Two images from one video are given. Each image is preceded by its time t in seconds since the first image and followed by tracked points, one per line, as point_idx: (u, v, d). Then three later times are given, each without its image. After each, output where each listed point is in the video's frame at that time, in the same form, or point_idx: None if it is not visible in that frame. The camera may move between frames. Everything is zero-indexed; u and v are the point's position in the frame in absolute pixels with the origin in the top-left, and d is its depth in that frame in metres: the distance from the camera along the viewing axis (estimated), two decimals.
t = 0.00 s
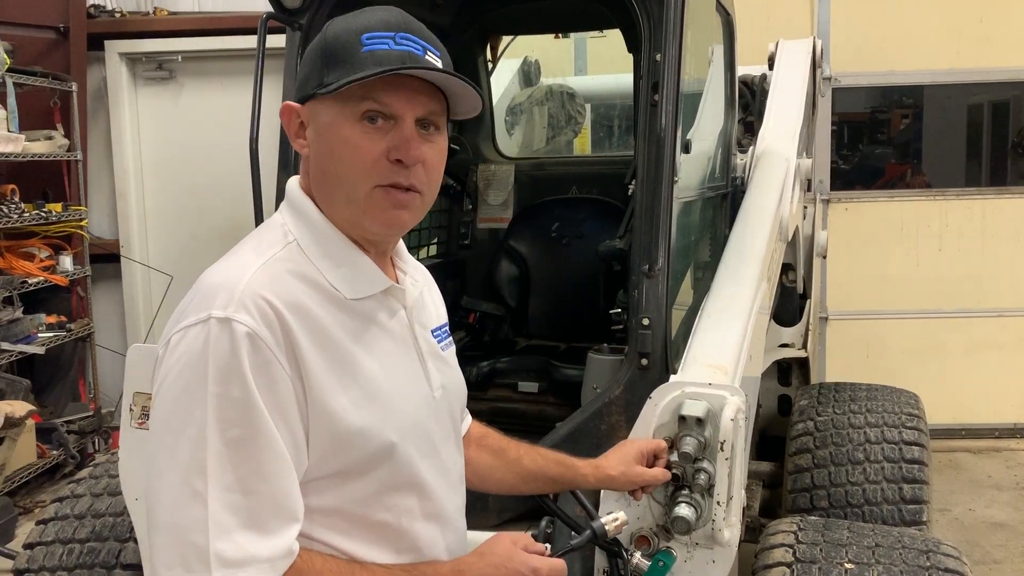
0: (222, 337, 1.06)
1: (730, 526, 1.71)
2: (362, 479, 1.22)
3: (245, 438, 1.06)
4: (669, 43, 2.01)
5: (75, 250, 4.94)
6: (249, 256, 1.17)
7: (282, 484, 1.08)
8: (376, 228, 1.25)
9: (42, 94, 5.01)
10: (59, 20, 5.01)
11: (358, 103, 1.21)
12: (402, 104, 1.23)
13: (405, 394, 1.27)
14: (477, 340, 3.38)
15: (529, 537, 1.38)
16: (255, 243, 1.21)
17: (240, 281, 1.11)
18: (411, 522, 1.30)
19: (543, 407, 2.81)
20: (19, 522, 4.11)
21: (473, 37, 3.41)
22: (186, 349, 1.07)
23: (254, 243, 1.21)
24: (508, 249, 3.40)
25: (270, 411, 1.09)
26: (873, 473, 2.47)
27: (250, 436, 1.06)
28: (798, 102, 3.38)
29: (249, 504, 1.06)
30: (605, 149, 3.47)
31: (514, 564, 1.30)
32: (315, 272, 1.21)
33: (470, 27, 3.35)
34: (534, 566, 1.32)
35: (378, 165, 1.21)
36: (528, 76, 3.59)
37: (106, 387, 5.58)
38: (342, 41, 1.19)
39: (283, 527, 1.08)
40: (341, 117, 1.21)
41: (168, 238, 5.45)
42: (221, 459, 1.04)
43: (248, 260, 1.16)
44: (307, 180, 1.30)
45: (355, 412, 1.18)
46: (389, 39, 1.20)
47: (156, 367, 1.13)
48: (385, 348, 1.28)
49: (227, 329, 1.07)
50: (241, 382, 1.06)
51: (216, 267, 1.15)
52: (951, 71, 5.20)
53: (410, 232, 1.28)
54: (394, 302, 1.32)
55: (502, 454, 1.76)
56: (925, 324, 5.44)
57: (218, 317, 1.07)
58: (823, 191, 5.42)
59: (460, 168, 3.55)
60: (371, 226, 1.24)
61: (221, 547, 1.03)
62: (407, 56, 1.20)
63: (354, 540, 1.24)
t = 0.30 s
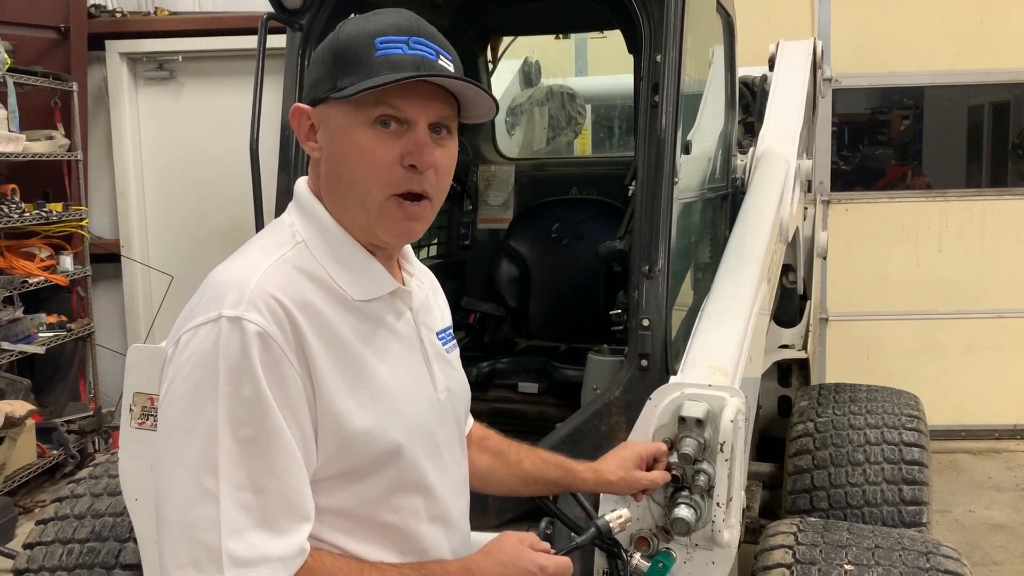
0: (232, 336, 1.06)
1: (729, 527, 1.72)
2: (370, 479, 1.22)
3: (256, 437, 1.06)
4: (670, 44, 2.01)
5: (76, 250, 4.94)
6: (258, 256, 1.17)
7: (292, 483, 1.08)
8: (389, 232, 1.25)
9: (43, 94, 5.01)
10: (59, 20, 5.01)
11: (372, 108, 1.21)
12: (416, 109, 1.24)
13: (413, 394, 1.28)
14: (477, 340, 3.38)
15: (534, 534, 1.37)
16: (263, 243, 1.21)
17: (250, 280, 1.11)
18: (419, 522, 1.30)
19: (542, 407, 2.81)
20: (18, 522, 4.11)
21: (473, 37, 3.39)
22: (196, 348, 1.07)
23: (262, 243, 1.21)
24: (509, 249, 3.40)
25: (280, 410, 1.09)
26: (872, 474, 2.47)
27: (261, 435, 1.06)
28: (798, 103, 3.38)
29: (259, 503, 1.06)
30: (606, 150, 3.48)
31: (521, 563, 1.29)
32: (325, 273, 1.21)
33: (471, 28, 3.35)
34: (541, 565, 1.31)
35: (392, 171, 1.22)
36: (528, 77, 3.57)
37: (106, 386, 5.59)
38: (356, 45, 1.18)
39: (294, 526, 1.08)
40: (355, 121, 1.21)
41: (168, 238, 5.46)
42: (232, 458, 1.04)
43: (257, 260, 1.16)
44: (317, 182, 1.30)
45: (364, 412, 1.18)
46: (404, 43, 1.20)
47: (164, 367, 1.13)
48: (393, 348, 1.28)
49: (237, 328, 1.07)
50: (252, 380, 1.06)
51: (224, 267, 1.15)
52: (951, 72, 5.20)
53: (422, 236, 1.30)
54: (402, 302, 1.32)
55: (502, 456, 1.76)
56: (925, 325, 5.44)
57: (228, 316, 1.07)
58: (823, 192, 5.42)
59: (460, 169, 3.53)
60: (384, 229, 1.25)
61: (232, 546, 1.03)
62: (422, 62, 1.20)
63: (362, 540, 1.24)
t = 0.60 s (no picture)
0: (233, 331, 1.06)
1: (731, 528, 1.72)
2: (373, 477, 1.21)
3: (258, 432, 1.06)
4: (671, 44, 2.00)
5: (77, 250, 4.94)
6: (260, 253, 1.17)
7: (294, 480, 1.08)
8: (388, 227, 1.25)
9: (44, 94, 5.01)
10: (61, 20, 5.01)
11: (370, 101, 1.20)
12: (414, 102, 1.23)
13: (417, 392, 1.27)
14: (478, 341, 3.38)
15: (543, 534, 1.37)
16: (266, 239, 1.21)
17: (252, 276, 1.11)
18: (424, 522, 1.30)
19: (544, 408, 2.82)
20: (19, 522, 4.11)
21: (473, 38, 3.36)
22: (197, 344, 1.07)
23: (264, 240, 1.21)
24: (510, 250, 3.41)
25: (282, 406, 1.09)
26: (874, 475, 2.47)
27: (262, 431, 1.06)
28: (799, 103, 3.38)
29: (261, 501, 1.06)
30: (607, 151, 3.48)
31: (529, 561, 1.29)
32: (326, 270, 1.21)
33: (472, 28, 3.34)
34: (551, 564, 1.31)
35: (390, 164, 1.21)
36: (529, 78, 3.55)
37: (107, 386, 5.59)
38: (354, 39, 1.18)
39: (296, 523, 1.08)
40: (353, 114, 1.20)
41: (169, 238, 5.46)
42: (233, 454, 1.04)
43: (259, 256, 1.16)
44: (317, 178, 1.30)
45: (367, 408, 1.17)
46: (401, 36, 1.20)
47: (167, 364, 1.13)
48: (397, 345, 1.28)
49: (238, 323, 1.07)
50: (253, 375, 1.06)
51: (226, 263, 1.15)
52: (953, 72, 5.19)
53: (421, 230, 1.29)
54: (405, 300, 1.32)
55: (504, 456, 1.76)
56: (926, 326, 5.43)
57: (229, 311, 1.07)
58: (824, 193, 5.42)
59: (461, 168, 3.52)
60: (383, 224, 1.24)
61: (234, 544, 1.02)
62: (419, 55, 1.20)
63: (365, 539, 1.23)
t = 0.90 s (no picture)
0: (231, 326, 1.06)
1: (734, 530, 1.72)
2: (374, 476, 1.21)
3: (257, 427, 1.06)
4: (674, 45, 2.00)
5: (79, 251, 4.94)
6: (260, 250, 1.17)
7: (295, 475, 1.07)
8: (395, 217, 1.24)
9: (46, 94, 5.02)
10: (62, 21, 5.02)
11: (393, 89, 1.22)
12: (436, 96, 1.25)
13: (417, 389, 1.27)
14: (480, 342, 3.38)
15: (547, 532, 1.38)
16: (266, 237, 1.21)
17: (250, 271, 1.12)
18: (426, 522, 1.29)
19: (545, 409, 2.84)
20: (20, 523, 4.11)
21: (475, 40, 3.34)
22: (195, 340, 1.07)
23: (264, 238, 1.22)
24: (512, 250, 3.41)
25: (281, 401, 1.09)
26: (876, 477, 2.46)
27: (261, 425, 1.06)
28: (801, 105, 3.38)
29: (262, 496, 1.06)
30: (609, 152, 3.46)
31: (534, 559, 1.30)
32: (329, 266, 1.21)
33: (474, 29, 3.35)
34: (555, 562, 1.32)
35: (406, 151, 1.22)
36: (531, 79, 3.55)
37: (108, 387, 5.59)
38: (385, 31, 1.21)
39: (297, 519, 1.07)
40: (375, 101, 1.22)
41: (171, 239, 5.46)
42: (232, 450, 1.04)
43: (258, 253, 1.16)
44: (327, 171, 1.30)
45: (366, 404, 1.17)
46: (431, 34, 1.23)
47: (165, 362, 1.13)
48: (397, 343, 1.27)
49: (235, 317, 1.07)
50: (251, 370, 1.06)
51: (226, 260, 1.16)
52: (954, 73, 5.19)
53: (428, 224, 1.28)
54: (409, 300, 1.32)
55: (506, 459, 1.76)
56: (927, 327, 5.43)
57: (226, 307, 1.08)
58: (825, 193, 5.42)
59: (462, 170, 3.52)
60: (391, 213, 1.24)
61: (235, 540, 1.02)
62: (447, 50, 1.22)
63: (366, 539, 1.23)
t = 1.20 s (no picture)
0: (238, 318, 1.06)
1: (735, 531, 1.72)
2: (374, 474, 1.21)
3: (259, 422, 1.06)
4: (675, 47, 2.00)
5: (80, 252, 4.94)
6: (267, 245, 1.17)
7: (294, 471, 1.07)
8: (409, 227, 1.25)
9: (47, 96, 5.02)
10: (64, 22, 5.02)
11: (412, 100, 1.21)
12: (455, 108, 1.25)
13: (418, 391, 1.27)
14: (481, 343, 3.38)
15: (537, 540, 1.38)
16: (273, 234, 1.21)
17: (258, 265, 1.12)
18: (418, 525, 1.29)
19: (546, 410, 2.84)
20: (21, 524, 4.11)
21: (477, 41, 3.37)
22: (201, 330, 1.07)
23: (272, 234, 1.22)
24: (512, 251, 3.40)
25: (284, 397, 1.09)
26: (877, 478, 2.46)
27: (263, 420, 1.06)
28: (802, 105, 3.38)
29: (259, 489, 1.06)
30: (610, 152, 3.46)
31: (525, 566, 1.30)
32: (337, 266, 1.21)
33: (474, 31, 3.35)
34: (543, 569, 1.32)
35: (424, 162, 1.22)
36: (532, 79, 3.55)
37: (109, 388, 5.59)
38: (405, 39, 1.20)
39: (294, 516, 1.08)
40: (394, 111, 1.21)
41: (172, 240, 5.46)
42: (233, 442, 1.04)
43: (266, 248, 1.16)
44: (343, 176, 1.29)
45: (368, 402, 1.17)
46: (450, 46, 1.22)
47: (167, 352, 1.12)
48: (400, 343, 1.28)
49: (243, 310, 1.07)
50: (257, 364, 1.06)
51: (234, 253, 1.16)
52: (954, 74, 5.19)
53: (441, 234, 1.29)
54: (415, 307, 1.32)
55: (507, 463, 1.76)
56: (928, 328, 5.43)
57: (234, 298, 1.07)
58: (825, 195, 5.42)
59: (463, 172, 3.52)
60: (405, 223, 1.24)
61: (231, 531, 1.02)
62: (467, 63, 1.22)
63: (359, 537, 1.23)
